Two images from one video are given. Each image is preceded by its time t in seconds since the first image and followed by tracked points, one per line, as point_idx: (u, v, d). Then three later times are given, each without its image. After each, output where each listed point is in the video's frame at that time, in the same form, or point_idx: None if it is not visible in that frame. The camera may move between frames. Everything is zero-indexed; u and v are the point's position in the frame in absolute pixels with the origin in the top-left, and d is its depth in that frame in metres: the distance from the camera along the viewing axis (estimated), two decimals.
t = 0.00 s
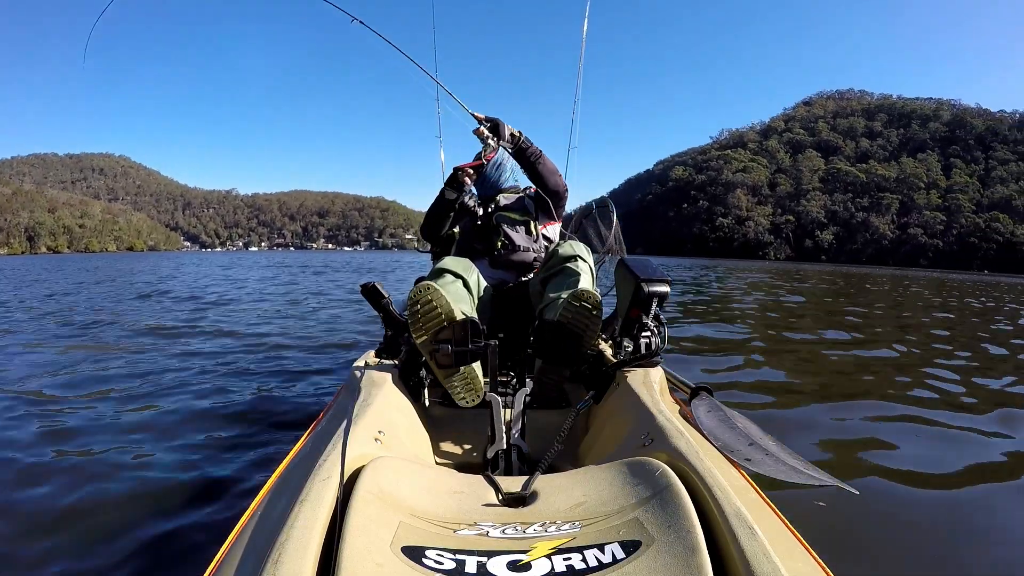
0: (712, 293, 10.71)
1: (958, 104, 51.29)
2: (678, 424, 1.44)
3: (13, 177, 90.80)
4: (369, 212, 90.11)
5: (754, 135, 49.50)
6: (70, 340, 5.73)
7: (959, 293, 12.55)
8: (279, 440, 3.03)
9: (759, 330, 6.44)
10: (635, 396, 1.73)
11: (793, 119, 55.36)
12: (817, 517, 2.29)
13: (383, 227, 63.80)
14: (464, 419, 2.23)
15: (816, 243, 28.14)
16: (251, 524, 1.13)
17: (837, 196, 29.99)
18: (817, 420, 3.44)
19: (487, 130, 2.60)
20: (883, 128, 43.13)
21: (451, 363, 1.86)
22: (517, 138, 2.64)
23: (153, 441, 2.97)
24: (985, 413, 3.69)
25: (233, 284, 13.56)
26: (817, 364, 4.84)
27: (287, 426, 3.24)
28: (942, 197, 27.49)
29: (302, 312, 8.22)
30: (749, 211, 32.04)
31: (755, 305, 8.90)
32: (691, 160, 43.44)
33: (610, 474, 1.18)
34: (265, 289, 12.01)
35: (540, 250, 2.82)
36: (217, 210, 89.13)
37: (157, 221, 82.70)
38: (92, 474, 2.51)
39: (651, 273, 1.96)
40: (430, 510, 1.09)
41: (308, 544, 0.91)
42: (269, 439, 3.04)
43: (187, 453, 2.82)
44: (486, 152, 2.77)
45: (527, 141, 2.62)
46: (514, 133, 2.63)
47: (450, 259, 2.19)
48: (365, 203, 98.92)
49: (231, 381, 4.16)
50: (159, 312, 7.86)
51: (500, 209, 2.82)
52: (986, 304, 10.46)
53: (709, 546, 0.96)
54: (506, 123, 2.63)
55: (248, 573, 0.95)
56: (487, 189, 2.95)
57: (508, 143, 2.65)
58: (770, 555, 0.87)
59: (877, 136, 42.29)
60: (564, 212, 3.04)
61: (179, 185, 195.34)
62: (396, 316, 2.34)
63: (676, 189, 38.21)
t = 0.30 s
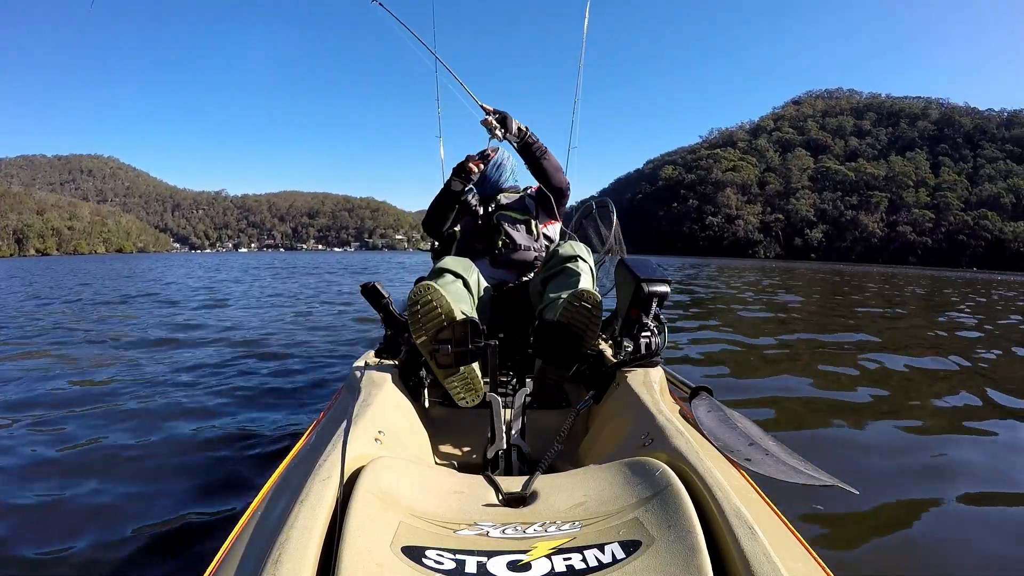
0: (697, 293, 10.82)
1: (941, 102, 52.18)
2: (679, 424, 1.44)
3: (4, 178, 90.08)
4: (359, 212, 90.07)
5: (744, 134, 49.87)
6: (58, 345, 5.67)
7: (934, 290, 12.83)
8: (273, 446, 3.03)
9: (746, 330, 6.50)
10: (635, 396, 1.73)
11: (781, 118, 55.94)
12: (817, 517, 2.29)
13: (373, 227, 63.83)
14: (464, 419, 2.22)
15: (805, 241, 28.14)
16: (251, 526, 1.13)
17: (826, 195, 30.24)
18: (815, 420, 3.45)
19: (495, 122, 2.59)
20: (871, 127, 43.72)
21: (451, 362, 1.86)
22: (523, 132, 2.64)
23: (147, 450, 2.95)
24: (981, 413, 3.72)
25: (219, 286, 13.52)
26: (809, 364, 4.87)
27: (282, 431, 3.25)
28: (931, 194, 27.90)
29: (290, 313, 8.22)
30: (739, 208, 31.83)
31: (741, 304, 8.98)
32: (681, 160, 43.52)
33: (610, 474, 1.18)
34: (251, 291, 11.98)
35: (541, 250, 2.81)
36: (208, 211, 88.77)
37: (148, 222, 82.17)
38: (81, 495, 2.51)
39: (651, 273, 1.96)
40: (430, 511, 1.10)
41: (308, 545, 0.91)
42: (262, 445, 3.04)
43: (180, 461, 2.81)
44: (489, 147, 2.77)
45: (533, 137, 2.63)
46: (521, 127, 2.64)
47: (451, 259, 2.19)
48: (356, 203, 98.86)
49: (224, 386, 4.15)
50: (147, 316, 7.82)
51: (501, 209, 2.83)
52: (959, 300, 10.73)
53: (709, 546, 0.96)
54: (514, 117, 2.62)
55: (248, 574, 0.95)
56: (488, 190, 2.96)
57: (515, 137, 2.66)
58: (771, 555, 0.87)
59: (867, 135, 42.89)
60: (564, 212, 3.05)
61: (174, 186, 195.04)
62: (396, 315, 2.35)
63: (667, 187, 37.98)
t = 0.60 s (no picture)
0: (684, 292, 10.92)
1: (928, 101, 52.93)
2: (678, 424, 1.44)
3: None
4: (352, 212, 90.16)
5: (734, 134, 50.23)
6: (49, 347, 5.64)
7: (911, 288, 13.10)
8: (270, 447, 3.04)
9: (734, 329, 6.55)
10: (635, 396, 1.73)
11: (770, 118, 56.56)
12: (817, 516, 2.29)
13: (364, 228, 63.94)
14: (464, 419, 2.22)
15: (795, 240, 28.36)
16: (251, 526, 1.13)
17: (816, 194, 30.55)
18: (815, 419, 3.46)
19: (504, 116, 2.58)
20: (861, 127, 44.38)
21: (451, 362, 1.86)
22: (531, 128, 2.64)
23: (146, 450, 2.95)
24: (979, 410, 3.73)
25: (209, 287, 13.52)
26: (803, 361, 4.89)
27: (279, 432, 3.26)
28: (920, 193, 28.43)
29: (282, 313, 8.25)
30: (729, 208, 31.70)
31: (727, 304, 9.07)
32: (671, 159, 43.60)
33: (610, 474, 1.18)
34: (240, 291, 11.99)
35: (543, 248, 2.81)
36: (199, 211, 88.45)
37: (140, 223, 81.85)
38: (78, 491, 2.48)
39: (651, 273, 1.96)
40: (430, 510, 1.10)
41: (308, 545, 0.91)
42: (258, 445, 3.04)
43: (174, 462, 2.80)
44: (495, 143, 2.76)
45: (539, 132, 2.64)
46: (529, 123, 2.64)
47: (451, 259, 2.19)
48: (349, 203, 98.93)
49: (221, 387, 4.17)
50: (139, 317, 7.81)
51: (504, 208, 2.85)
52: (936, 298, 10.99)
53: (709, 546, 0.96)
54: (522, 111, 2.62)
55: (249, 573, 0.95)
56: (488, 190, 2.96)
57: (522, 132, 2.66)
58: (770, 555, 0.88)
59: (856, 134, 43.41)
60: (565, 211, 3.05)
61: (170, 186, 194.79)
62: (396, 315, 2.35)
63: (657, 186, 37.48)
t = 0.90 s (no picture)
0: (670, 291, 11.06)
1: (915, 100, 54.00)
2: (678, 424, 1.44)
3: None
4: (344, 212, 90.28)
5: (724, 133, 50.68)
6: (41, 351, 5.61)
7: (890, 284, 13.43)
8: (267, 454, 3.04)
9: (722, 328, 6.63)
10: (635, 396, 1.73)
11: (759, 117, 57.22)
12: (817, 516, 2.30)
13: (355, 230, 64.24)
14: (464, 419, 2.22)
15: (785, 238, 28.78)
16: (251, 526, 1.13)
17: (806, 193, 30.96)
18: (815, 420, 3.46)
19: (506, 111, 2.62)
20: (850, 125, 45.37)
21: (452, 362, 1.86)
22: (532, 123, 2.69)
23: (144, 458, 2.96)
24: (977, 409, 3.75)
25: (200, 289, 13.53)
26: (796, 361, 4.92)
27: (275, 436, 3.27)
28: (909, 191, 29.22)
29: (274, 315, 8.28)
30: (719, 207, 31.65)
31: (714, 302, 9.20)
32: (661, 158, 43.75)
33: (609, 473, 1.18)
34: (232, 294, 12.01)
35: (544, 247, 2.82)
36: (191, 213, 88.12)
37: (132, 226, 81.44)
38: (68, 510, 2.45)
39: (651, 273, 1.96)
40: (430, 510, 1.10)
41: (308, 545, 0.91)
42: (254, 451, 3.06)
43: (171, 470, 2.81)
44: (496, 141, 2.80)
45: (541, 128, 2.69)
46: (530, 119, 2.68)
47: (451, 260, 2.19)
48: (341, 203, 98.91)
49: (217, 390, 4.17)
50: (131, 320, 7.79)
51: (504, 206, 2.88)
52: (914, 293, 11.31)
53: (709, 547, 0.96)
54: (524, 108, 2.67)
55: (249, 573, 0.94)
56: (489, 189, 3.01)
57: (524, 128, 2.71)
58: (770, 555, 0.87)
59: (846, 134, 44.17)
60: (565, 211, 3.07)
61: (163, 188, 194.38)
62: (397, 315, 2.36)
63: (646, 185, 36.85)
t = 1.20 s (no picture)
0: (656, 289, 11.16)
1: (902, 97, 54.86)
2: (678, 424, 1.44)
3: None
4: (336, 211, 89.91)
5: (714, 130, 50.94)
6: (31, 354, 5.57)
7: (871, 279, 13.67)
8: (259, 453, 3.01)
9: (712, 325, 6.66)
10: (635, 396, 1.73)
11: (748, 115, 57.68)
12: (817, 515, 2.30)
13: (346, 230, 64.18)
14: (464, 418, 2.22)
15: (777, 235, 28.72)
16: (251, 526, 1.13)
17: (796, 190, 31.18)
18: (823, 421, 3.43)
19: (508, 109, 2.62)
20: (840, 124, 46.03)
21: (452, 362, 1.86)
22: (534, 122, 2.69)
23: (140, 452, 2.95)
24: (980, 407, 3.74)
25: (186, 290, 13.44)
26: (790, 360, 4.94)
27: (267, 435, 3.25)
28: (899, 188, 29.57)
29: (264, 315, 8.27)
30: (710, 205, 31.53)
31: (700, 300, 9.30)
32: (651, 155, 43.68)
33: (609, 474, 1.18)
34: (218, 294, 11.94)
35: (544, 246, 2.81)
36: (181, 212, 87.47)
37: (123, 228, 80.90)
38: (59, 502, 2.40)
39: (650, 273, 1.97)
40: (431, 511, 1.09)
41: (308, 545, 0.91)
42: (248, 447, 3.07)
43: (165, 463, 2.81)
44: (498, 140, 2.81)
45: (543, 127, 2.70)
46: (532, 117, 2.69)
47: (451, 259, 2.19)
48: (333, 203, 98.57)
49: (208, 390, 4.15)
50: (121, 322, 7.75)
51: (506, 207, 2.87)
52: (893, 288, 11.55)
53: (710, 546, 0.96)
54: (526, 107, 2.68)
55: (249, 573, 0.94)
56: (491, 189, 3.01)
57: (526, 126, 2.71)
58: (771, 555, 0.87)
59: (835, 132, 44.78)
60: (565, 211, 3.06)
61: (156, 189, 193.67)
62: (396, 315, 2.36)
63: (636, 184, 36.34)
